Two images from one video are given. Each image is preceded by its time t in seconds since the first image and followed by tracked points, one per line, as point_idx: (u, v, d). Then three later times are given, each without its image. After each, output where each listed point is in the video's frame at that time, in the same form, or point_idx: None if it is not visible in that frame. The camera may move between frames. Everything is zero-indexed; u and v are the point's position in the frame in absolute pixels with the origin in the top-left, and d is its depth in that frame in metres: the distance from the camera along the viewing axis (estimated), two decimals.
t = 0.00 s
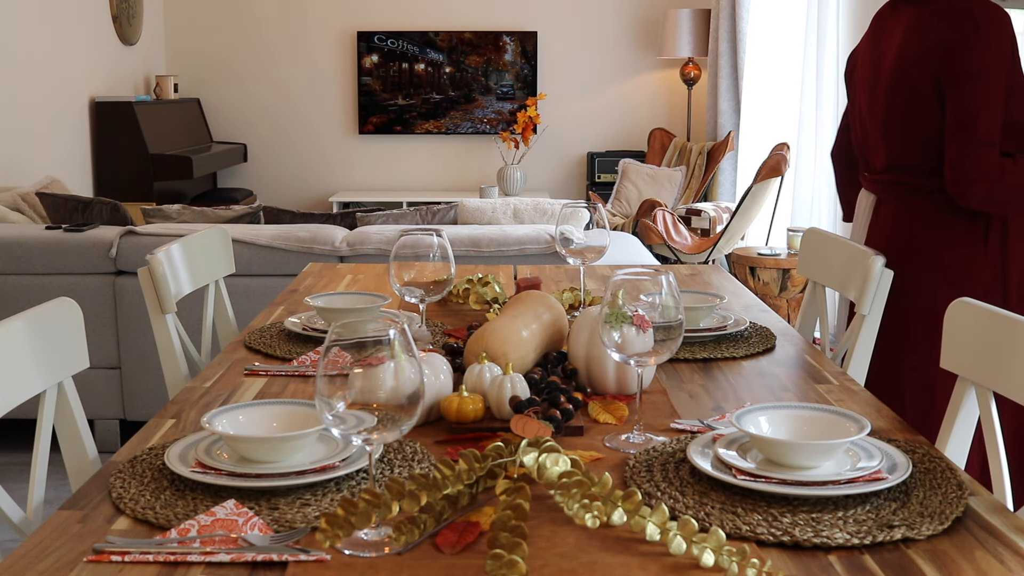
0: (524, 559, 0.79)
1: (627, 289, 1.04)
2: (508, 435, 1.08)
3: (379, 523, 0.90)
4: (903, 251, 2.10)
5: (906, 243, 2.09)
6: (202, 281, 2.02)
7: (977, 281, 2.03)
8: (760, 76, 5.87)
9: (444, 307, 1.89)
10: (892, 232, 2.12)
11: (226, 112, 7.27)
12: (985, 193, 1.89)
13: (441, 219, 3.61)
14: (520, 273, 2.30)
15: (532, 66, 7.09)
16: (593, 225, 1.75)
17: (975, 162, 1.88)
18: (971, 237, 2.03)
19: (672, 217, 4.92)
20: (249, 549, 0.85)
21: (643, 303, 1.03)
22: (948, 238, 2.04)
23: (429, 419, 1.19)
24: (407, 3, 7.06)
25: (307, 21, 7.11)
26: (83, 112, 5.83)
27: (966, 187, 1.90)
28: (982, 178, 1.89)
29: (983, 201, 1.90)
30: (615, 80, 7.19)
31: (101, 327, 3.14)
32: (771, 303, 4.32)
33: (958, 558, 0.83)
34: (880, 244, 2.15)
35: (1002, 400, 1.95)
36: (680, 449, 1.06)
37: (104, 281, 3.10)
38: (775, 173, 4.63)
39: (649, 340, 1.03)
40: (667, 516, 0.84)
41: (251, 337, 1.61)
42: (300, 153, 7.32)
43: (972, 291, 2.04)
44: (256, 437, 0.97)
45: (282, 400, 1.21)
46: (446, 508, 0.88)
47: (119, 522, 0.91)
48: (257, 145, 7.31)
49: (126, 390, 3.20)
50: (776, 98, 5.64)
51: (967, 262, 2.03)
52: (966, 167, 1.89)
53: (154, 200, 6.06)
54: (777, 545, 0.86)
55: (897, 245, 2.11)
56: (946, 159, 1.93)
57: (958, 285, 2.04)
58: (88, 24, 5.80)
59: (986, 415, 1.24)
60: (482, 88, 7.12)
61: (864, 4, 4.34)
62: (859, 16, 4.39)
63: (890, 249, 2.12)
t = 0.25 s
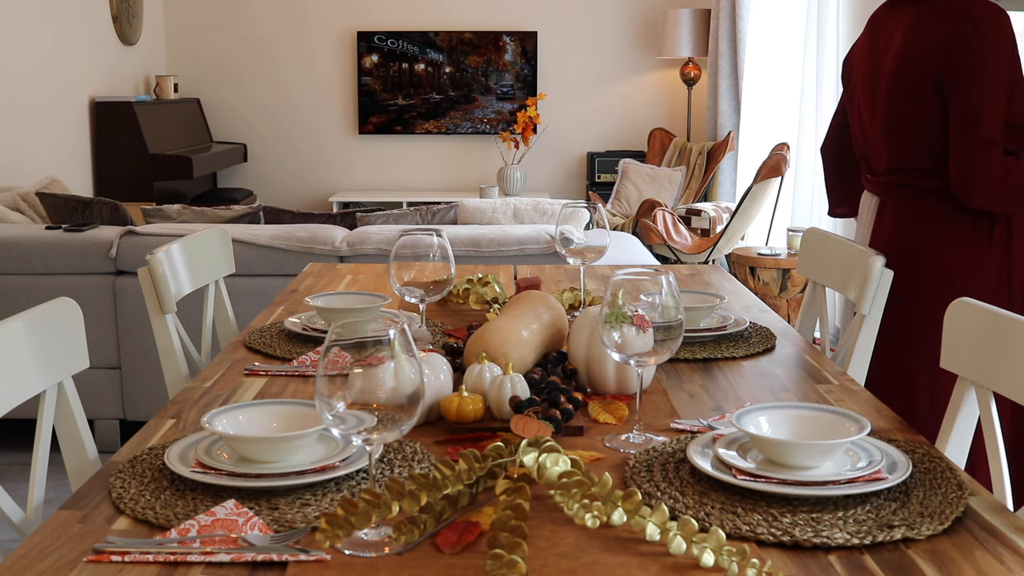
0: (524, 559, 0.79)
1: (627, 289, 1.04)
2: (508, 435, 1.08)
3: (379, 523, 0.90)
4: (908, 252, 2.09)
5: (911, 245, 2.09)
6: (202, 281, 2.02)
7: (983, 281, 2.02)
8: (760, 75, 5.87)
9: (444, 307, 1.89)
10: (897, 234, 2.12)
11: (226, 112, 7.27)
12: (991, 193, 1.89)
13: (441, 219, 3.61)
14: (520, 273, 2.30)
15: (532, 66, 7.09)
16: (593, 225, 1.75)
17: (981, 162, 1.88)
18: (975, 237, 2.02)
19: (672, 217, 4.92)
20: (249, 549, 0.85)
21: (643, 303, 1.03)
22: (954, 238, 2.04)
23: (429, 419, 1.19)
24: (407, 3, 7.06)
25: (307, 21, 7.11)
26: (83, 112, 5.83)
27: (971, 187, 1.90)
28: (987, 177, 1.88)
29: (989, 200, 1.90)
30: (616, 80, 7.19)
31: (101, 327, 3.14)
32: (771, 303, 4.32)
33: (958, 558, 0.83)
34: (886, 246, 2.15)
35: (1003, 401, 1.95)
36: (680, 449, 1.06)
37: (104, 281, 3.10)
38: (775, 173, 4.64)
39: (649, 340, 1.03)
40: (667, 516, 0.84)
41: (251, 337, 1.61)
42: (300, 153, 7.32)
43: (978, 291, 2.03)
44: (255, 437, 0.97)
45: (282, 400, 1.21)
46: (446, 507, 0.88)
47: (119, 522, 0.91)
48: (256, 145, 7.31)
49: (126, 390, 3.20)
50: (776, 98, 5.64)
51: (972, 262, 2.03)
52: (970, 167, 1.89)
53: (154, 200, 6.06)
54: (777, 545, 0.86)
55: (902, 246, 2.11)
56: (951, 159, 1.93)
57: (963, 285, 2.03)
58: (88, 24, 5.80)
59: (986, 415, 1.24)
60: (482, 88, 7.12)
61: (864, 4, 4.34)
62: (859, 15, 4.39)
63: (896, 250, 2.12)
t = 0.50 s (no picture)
0: (524, 559, 0.79)
1: (627, 289, 1.04)
2: (507, 435, 1.08)
3: (379, 523, 0.90)
4: (910, 252, 2.10)
5: (913, 245, 2.09)
6: (202, 281, 2.02)
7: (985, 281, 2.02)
8: (760, 75, 5.87)
9: (444, 307, 1.89)
10: (899, 234, 2.12)
11: (226, 112, 7.27)
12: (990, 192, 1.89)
13: (441, 219, 3.61)
14: (520, 273, 2.30)
15: (532, 66, 7.09)
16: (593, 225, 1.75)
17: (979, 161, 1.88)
18: (977, 236, 2.02)
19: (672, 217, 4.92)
20: (249, 549, 0.85)
21: (643, 303, 1.03)
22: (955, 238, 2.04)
23: (429, 419, 1.19)
24: (407, 2, 7.06)
25: (307, 21, 7.11)
26: (83, 112, 5.83)
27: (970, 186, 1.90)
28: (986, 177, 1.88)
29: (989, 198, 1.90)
30: (616, 80, 7.19)
31: (101, 328, 3.14)
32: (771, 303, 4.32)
33: (958, 558, 0.83)
34: (888, 246, 2.15)
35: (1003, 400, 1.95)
36: (680, 449, 1.07)
37: (104, 281, 3.10)
38: (775, 173, 4.64)
39: (650, 340, 1.03)
40: (667, 516, 0.84)
41: (251, 337, 1.61)
42: (299, 153, 7.31)
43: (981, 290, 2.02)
44: (255, 437, 0.97)
45: (283, 400, 1.21)
46: (446, 508, 0.88)
47: (119, 522, 0.91)
48: (256, 145, 7.31)
49: (126, 390, 3.20)
50: (776, 98, 5.63)
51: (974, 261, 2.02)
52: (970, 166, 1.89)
53: (154, 200, 6.06)
54: (777, 545, 0.86)
55: (904, 246, 2.11)
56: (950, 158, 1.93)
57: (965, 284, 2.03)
58: (88, 24, 5.80)
59: (986, 415, 1.24)
60: (482, 88, 7.12)
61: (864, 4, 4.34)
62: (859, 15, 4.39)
63: (898, 251, 2.12)
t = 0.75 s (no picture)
0: (524, 559, 0.79)
1: (627, 289, 1.04)
2: (507, 435, 1.08)
3: (379, 523, 0.90)
4: (914, 253, 2.10)
5: (917, 246, 2.09)
6: (202, 281, 2.02)
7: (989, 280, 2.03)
8: (760, 75, 5.87)
9: (444, 307, 1.89)
10: (902, 234, 2.12)
11: (226, 112, 7.27)
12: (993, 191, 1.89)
13: (441, 219, 3.61)
14: (520, 273, 2.30)
15: (532, 66, 7.09)
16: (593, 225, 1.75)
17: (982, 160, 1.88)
18: (981, 235, 2.02)
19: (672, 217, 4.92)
20: (249, 549, 0.85)
21: (643, 303, 1.03)
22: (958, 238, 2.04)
23: (429, 419, 1.19)
24: (407, 2, 7.06)
25: (307, 21, 7.11)
26: (83, 111, 5.83)
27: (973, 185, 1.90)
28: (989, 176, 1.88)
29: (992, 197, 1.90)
30: (615, 80, 7.19)
31: (101, 327, 3.14)
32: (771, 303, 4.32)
33: (958, 558, 0.83)
34: (891, 247, 2.15)
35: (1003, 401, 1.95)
36: (680, 449, 1.07)
37: (104, 281, 3.10)
38: (775, 173, 4.64)
39: (649, 340, 1.03)
40: (667, 516, 0.84)
41: (251, 337, 1.61)
42: (299, 153, 7.31)
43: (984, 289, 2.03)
44: (255, 437, 0.97)
45: (282, 400, 1.21)
46: (446, 507, 0.88)
47: (119, 522, 0.91)
48: (256, 145, 7.31)
49: (126, 390, 3.20)
50: (776, 98, 5.63)
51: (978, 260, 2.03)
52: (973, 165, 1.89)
53: (154, 200, 6.06)
54: (777, 545, 0.86)
55: (908, 247, 2.10)
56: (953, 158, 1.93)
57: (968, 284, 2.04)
58: (88, 24, 5.80)
59: (986, 415, 1.24)
60: (482, 88, 7.12)
61: (864, 3, 4.34)
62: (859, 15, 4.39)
63: (901, 251, 2.12)
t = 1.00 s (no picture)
0: (524, 559, 0.79)
1: (627, 289, 1.04)
2: (507, 435, 1.08)
3: (379, 523, 0.90)
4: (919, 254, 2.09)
5: (923, 247, 2.08)
6: (202, 281, 2.02)
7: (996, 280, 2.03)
8: (760, 75, 5.87)
9: (444, 307, 1.89)
10: (908, 236, 2.11)
11: (226, 112, 7.27)
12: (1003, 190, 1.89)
13: (441, 219, 3.61)
14: (520, 273, 2.30)
15: (531, 66, 7.09)
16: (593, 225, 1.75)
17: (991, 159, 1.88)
18: (987, 234, 2.02)
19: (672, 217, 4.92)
20: (249, 549, 0.85)
21: (643, 303, 1.03)
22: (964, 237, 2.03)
23: (429, 419, 1.19)
24: (407, 2, 7.06)
25: (306, 21, 7.11)
26: (83, 111, 5.82)
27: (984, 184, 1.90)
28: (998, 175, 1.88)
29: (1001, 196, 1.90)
30: (615, 80, 7.19)
31: (101, 327, 3.14)
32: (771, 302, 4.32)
33: (958, 558, 0.83)
34: (897, 249, 2.14)
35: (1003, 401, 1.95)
36: (680, 449, 1.07)
37: (104, 281, 3.10)
38: (775, 173, 4.64)
39: (649, 340, 1.03)
40: (667, 516, 0.84)
41: (251, 337, 1.61)
42: (299, 153, 7.32)
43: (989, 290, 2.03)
44: (255, 437, 0.97)
45: (282, 400, 1.21)
46: (446, 508, 0.88)
47: (119, 522, 0.91)
48: (256, 145, 7.31)
49: (126, 390, 3.20)
50: (776, 98, 5.63)
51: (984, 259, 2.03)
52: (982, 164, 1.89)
53: (154, 200, 6.06)
54: (777, 545, 0.86)
55: (914, 248, 2.10)
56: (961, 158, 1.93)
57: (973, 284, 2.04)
58: (88, 24, 5.80)
59: (986, 415, 1.24)
60: (482, 88, 7.12)
61: (864, 3, 4.34)
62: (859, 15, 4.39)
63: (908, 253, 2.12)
